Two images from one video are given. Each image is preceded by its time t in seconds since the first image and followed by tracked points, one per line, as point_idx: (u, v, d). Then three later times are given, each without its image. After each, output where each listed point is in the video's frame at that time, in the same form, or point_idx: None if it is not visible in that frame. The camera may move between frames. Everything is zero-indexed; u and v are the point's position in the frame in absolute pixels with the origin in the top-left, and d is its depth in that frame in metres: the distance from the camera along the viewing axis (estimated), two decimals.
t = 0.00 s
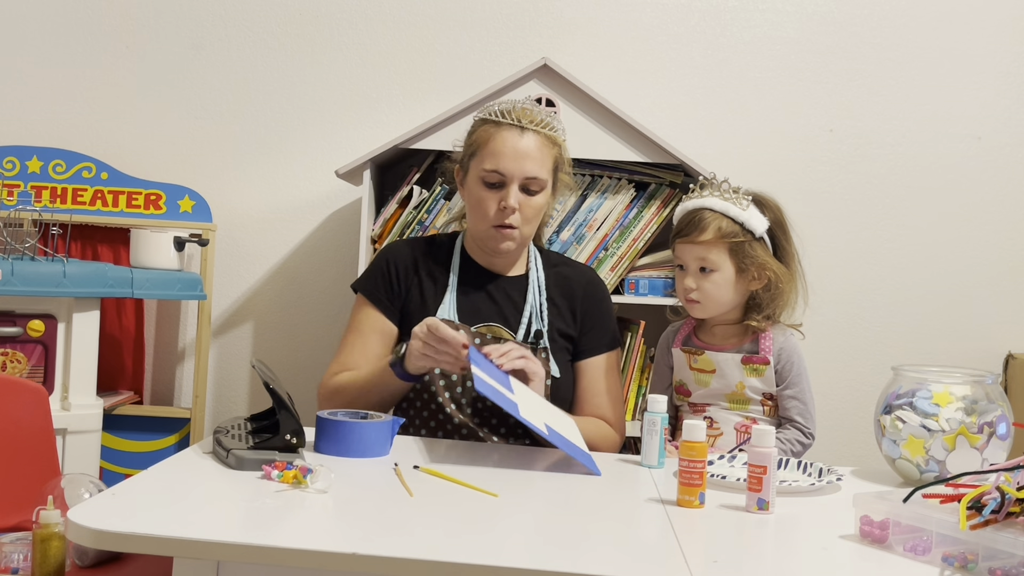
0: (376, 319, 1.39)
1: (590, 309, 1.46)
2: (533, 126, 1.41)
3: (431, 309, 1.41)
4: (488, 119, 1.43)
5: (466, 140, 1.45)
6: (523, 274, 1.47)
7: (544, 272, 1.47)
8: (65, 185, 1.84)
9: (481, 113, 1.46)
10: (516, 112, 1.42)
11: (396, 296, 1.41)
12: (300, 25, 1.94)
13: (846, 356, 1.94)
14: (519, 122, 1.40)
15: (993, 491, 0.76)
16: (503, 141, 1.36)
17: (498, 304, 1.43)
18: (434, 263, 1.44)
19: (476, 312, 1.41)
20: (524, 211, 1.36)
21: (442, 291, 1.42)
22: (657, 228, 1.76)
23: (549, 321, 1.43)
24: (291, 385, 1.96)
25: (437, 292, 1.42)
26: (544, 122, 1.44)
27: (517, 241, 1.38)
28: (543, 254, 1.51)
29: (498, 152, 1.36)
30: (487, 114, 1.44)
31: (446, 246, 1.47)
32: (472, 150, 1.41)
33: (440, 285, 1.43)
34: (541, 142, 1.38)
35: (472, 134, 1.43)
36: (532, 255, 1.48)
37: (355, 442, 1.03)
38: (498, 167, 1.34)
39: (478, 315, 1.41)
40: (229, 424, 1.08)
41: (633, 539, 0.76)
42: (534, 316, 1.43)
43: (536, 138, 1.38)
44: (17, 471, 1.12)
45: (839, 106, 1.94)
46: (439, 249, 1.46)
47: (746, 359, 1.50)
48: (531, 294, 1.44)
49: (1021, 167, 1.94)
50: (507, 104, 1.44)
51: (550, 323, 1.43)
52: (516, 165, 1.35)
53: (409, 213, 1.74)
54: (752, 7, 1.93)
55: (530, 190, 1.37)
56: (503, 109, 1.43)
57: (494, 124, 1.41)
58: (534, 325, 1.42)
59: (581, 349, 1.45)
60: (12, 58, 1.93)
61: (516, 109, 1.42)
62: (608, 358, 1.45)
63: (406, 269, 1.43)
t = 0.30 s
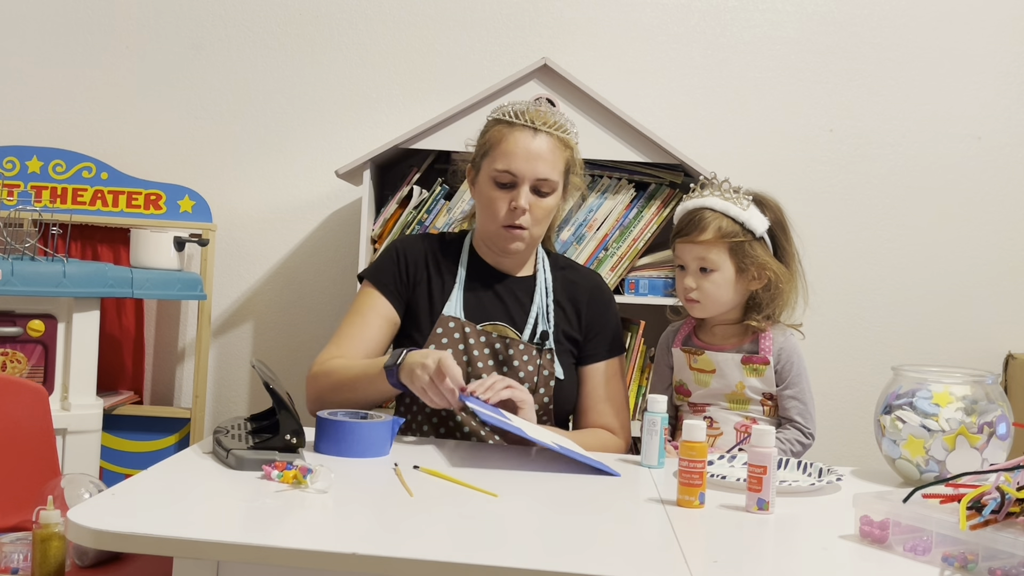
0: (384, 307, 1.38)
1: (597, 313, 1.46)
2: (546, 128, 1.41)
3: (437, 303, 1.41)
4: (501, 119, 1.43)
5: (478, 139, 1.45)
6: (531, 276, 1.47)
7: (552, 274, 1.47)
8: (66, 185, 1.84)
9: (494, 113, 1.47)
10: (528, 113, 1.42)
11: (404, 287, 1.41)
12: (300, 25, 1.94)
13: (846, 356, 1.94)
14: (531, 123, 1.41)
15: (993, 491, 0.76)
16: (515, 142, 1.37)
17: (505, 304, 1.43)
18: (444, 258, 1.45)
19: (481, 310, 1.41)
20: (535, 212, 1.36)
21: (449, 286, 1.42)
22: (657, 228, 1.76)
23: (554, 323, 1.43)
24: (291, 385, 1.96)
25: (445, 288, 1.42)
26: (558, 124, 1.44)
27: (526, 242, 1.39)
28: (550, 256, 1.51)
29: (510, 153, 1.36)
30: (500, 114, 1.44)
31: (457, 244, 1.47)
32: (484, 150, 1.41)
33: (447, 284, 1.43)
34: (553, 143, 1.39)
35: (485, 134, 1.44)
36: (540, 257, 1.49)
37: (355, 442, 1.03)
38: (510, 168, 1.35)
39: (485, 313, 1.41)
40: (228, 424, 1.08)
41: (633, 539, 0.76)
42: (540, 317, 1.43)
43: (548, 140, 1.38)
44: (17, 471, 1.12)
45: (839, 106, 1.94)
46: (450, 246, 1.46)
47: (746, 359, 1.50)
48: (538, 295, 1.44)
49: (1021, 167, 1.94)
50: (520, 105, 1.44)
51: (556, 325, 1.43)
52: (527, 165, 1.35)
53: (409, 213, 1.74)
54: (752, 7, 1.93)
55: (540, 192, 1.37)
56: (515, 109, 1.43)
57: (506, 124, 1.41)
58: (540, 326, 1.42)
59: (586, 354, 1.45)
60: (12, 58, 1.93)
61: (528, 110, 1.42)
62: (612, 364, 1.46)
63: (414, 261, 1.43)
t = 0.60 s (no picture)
0: (388, 309, 1.38)
1: (600, 314, 1.46)
2: (554, 129, 1.41)
3: (441, 303, 1.41)
4: (508, 119, 1.43)
5: (486, 139, 1.45)
6: (535, 276, 1.47)
7: (555, 274, 1.47)
8: (65, 185, 1.84)
9: (500, 113, 1.47)
10: (536, 114, 1.42)
11: (407, 287, 1.41)
12: (300, 25, 1.94)
13: (846, 355, 1.94)
14: (539, 123, 1.41)
15: (992, 491, 0.76)
16: (523, 142, 1.37)
17: (509, 304, 1.42)
18: (447, 257, 1.45)
19: (485, 310, 1.41)
20: (541, 213, 1.36)
21: (452, 285, 1.42)
22: (657, 228, 1.76)
23: (558, 323, 1.44)
24: (291, 383, 1.95)
25: (449, 288, 1.42)
26: (565, 125, 1.44)
27: (532, 242, 1.39)
28: (553, 256, 1.51)
29: (518, 153, 1.36)
30: (508, 114, 1.44)
31: (460, 243, 1.47)
32: (492, 150, 1.41)
33: (450, 284, 1.42)
34: (561, 144, 1.38)
35: (493, 134, 1.44)
36: (544, 257, 1.48)
37: (355, 442, 1.03)
38: (518, 168, 1.35)
39: (488, 313, 1.41)
40: (228, 424, 1.08)
41: (632, 539, 0.76)
42: (543, 317, 1.43)
43: (556, 141, 1.39)
44: (17, 471, 1.12)
45: (839, 106, 1.94)
46: (453, 245, 1.46)
47: (746, 359, 1.50)
48: (542, 295, 1.44)
49: (1021, 167, 1.94)
50: (528, 105, 1.44)
51: (560, 326, 1.43)
52: (535, 166, 1.35)
53: (409, 213, 1.74)
54: (752, 7, 1.93)
55: (548, 192, 1.38)
56: (523, 109, 1.43)
57: (515, 125, 1.41)
58: (544, 326, 1.42)
59: (589, 353, 1.45)
60: (12, 58, 1.93)
61: (536, 110, 1.43)
62: (616, 363, 1.46)
63: (418, 261, 1.43)
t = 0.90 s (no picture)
0: (388, 314, 1.39)
1: (599, 313, 1.46)
2: (552, 129, 1.41)
3: (441, 304, 1.41)
4: (506, 119, 1.43)
5: (484, 139, 1.45)
6: (534, 276, 1.47)
7: (554, 274, 1.47)
8: (66, 185, 1.84)
9: (498, 113, 1.47)
10: (535, 114, 1.42)
11: (407, 289, 1.41)
12: (300, 25, 1.94)
13: (846, 355, 1.94)
14: (538, 123, 1.40)
15: (992, 491, 0.76)
16: (523, 143, 1.36)
17: (508, 305, 1.42)
18: (446, 258, 1.45)
19: (484, 311, 1.41)
20: (541, 213, 1.36)
21: (451, 286, 1.42)
22: (657, 227, 1.76)
23: (558, 323, 1.43)
24: (291, 383, 1.95)
25: (448, 289, 1.42)
26: (563, 124, 1.44)
27: (531, 242, 1.39)
28: (552, 256, 1.51)
29: (517, 154, 1.36)
30: (506, 114, 1.44)
31: (459, 244, 1.47)
32: (491, 150, 1.41)
33: (450, 285, 1.42)
34: (560, 144, 1.38)
35: (491, 134, 1.43)
36: (542, 257, 1.48)
37: (355, 442, 1.03)
38: (517, 169, 1.34)
39: (487, 315, 1.41)
40: (228, 424, 1.08)
41: (632, 539, 0.76)
42: (543, 317, 1.43)
43: (555, 141, 1.38)
44: (17, 472, 1.12)
45: (839, 105, 1.94)
46: (452, 246, 1.46)
47: (747, 360, 1.50)
48: (541, 296, 1.44)
49: (1021, 167, 1.94)
50: (527, 105, 1.44)
51: (559, 326, 1.43)
52: (535, 166, 1.35)
53: (409, 213, 1.74)
54: (752, 7, 1.93)
55: (547, 193, 1.37)
56: (522, 110, 1.43)
57: (514, 125, 1.41)
58: (543, 326, 1.42)
59: (588, 353, 1.45)
60: (12, 59, 1.93)
61: (535, 110, 1.43)
62: (614, 362, 1.46)
63: (417, 263, 1.43)
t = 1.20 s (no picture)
0: (390, 315, 1.39)
1: (597, 312, 1.46)
2: (548, 127, 1.41)
3: (439, 304, 1.41)
4: (502, 119, 1.43)
5: (480, 139, 1.45)
6: (532, 276, 1.47)
7: (552, 274, 1.47)
8: (66, 185, 1.84)
9: (494, 113, 1.47)
10: (531, 113, 1.42)
11: (407, 290, 1.41)
12: (300, 25, 1.94)
13: (846, 355, 1.94)
14: (534, 122, 1.41)
15: (993, 491, 0.76)
16: (519, 142, 1.36)
17: (507, 304, 1.42)
18: (444, 258, 1.45)
19: (483, 311, 1.41)
20: (538, 212, 1.36)
21: (450, 286, 1.42)
22: (657, 227, 1.76)
23: (556, 323, 1.43)
24: (292, 384, 1.96)
25: (446, 288, 1.42)
26: (560, 123, 1.44)
27: (529, 241, 1.39)
28: (551, 255, 1.51)
29: (513, 153, 1.36)
30: (502, 114, 1.44)
31: (457, 244, 1.47)
32: (487, 150, 1.41)
33: (448, 285, 1.42)
34: (556, 143, 1.38)
35: (487, 134, 1.43)
36: (541, 257, 1.48)
37: (355, 442, 1.03)
38: (514, 168, 1.35)
39: (485, 315, 1.41)
40: (229, 424, 1.08)
41: (632, 539, 0.76)
42: (541, 317, 1.43)
43: (551, 139, 1.38)
44: (17, 472, 1.12)
45: (839, 106, 1.94)
46: (450, 246, 1.47)
47: (747, 360, 1.50)
48: (539, 295, 1.44)
49: (1021, 167, 1.94)
50: (522, 105, 1.44)
51: (557, 325, 1.43)
52: (531, 165, 1.35)
53: (409, 213, 1.74)
54: (752, 7, 1.93)
55: (543, 191, 1.37)
56: (518, 109, 1.43)
57: (509, 124, 1.41)
58: (541, 326, 1.42)
59: (587, 352, 1.45)
60: (12, 59, 1.93)
61: (531, 109, 1.43)
62: (611, 361, 1.45)
63: (415, 264, 1.43)
